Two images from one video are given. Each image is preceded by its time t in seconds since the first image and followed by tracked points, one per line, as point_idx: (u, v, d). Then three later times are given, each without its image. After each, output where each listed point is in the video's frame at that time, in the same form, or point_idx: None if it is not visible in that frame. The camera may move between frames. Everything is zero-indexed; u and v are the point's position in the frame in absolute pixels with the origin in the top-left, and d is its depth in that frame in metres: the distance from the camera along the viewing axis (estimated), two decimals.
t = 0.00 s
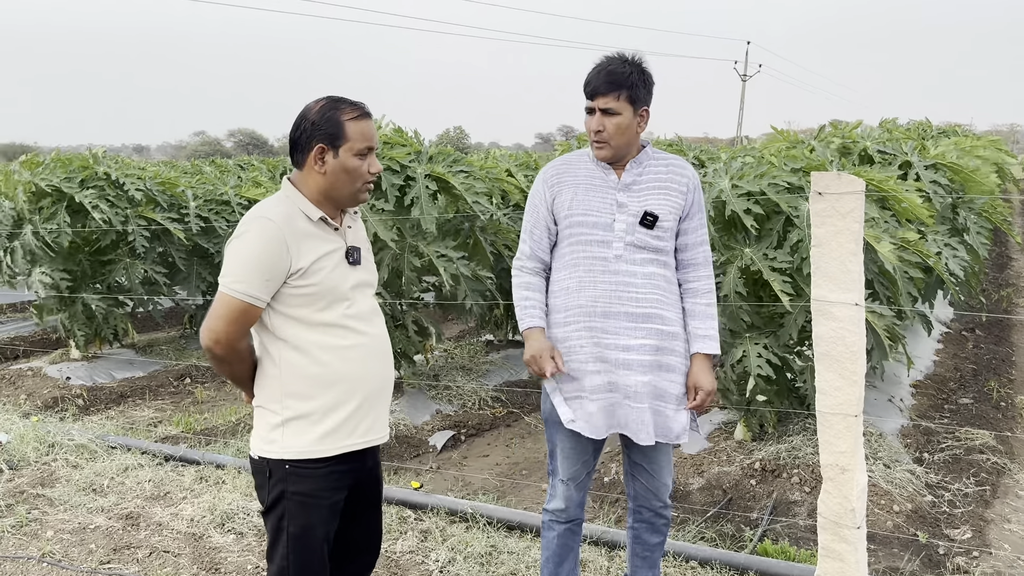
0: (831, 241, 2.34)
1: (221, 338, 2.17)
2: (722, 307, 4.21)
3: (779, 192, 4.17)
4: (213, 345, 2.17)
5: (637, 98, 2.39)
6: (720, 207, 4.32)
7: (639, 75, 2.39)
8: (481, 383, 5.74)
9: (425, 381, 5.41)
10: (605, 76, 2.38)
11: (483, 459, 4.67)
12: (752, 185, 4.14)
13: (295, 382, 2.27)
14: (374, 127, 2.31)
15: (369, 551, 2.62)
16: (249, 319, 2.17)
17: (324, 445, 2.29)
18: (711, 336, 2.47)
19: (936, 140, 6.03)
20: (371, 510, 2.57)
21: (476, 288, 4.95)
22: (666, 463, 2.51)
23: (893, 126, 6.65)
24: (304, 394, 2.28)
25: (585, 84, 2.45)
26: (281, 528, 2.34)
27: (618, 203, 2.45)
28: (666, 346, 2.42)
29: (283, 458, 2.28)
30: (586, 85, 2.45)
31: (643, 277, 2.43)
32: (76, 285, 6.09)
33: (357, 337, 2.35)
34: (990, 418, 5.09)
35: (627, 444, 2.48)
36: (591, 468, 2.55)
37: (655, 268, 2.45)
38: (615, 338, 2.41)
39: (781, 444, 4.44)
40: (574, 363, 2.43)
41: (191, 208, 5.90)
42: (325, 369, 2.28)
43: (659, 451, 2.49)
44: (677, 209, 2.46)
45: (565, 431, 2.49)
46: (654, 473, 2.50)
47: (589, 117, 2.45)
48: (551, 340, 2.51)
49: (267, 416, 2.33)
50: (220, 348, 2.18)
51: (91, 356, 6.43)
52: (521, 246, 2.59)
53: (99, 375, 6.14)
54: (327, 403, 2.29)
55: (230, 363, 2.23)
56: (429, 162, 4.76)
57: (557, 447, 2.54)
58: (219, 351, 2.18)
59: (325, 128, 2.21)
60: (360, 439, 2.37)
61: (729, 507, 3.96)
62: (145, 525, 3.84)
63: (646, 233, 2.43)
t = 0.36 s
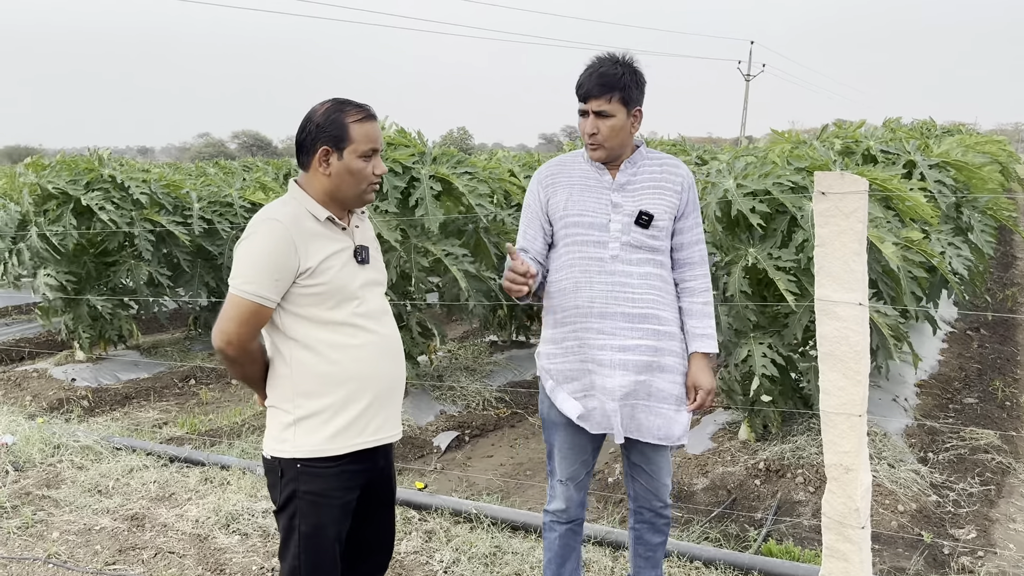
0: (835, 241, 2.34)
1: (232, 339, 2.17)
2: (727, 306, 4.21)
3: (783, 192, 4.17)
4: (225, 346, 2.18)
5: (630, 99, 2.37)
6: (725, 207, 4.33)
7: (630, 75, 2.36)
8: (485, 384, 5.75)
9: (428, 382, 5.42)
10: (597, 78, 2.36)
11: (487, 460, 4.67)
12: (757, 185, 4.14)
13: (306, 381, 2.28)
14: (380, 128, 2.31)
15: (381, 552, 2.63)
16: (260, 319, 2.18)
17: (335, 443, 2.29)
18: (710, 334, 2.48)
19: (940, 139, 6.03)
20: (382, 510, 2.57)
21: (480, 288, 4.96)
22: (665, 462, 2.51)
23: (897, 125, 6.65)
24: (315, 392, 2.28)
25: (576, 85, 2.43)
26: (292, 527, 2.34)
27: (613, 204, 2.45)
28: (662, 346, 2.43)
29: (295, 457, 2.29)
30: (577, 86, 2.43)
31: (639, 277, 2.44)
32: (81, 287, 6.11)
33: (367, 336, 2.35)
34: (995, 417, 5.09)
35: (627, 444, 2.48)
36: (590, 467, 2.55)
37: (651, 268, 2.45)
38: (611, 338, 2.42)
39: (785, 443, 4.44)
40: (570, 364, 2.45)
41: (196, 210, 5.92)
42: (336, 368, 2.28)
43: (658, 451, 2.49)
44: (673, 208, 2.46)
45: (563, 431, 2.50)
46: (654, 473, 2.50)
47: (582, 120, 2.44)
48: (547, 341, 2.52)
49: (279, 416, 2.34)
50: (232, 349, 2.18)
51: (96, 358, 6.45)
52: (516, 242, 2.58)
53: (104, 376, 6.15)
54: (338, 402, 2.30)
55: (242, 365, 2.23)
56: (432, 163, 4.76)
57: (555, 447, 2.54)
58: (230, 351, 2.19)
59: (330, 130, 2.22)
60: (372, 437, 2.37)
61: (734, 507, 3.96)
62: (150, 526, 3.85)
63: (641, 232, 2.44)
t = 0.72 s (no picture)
0: (838, 239, 2.34)
1: (237, 338, 2.18)
2: (731, 305, 4.20)
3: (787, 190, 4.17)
4: (229, 345, 2.19)
5: (628, 102, 2.38)
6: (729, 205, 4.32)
7: (629, 78, 2.37)
8: (488, 383, 5.75)
9: (432, 382, 5.42)
10: (596, 81, 2.35)
11: (491, 459, 4.68)
12: (762, 183, 4.11)
13: (312, 379, 2.29)
14: (382, 128, 2.32)
15: (385, 550, 2.63)
16: (264, 318, 2.18)
17: (342, 440, 2.30)
18: (700, 334, 2.48)
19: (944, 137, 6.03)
20: (386, 509, 2.58)
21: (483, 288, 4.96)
22: (662, 461, 2.51)
23: (901, 123, 6.63)
24: (320, 390, 2.29)
25: (575, 86, 2.44)
26: (298, 525, 2.35)
27: (607, 204, 2.46)
28: (656, 346, 2.43)
29: (301, 456, 2.29)
30: (575, 87, 2.43)
31: (634, 277, 2.44)
32: (85, 287, 6.12)
33: (371, 334, 2.35)
34: (999, 416, 5.08)
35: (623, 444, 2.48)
36: (587, 465, 2.55)
37: (646, 268, 2.46)
38: (605, 338, 2.42)
39: (788, 442, 4.44)
40: (564, 363, 2.46)
41: (199, 210, 5.93)
42: (340, 367, 2.29)
43: (655, 450, 2.49)
44: (667, 209, 2.47)
45: (558, 430, 2.51)
46: (651, 472, 2.50)
47: (579, 122, 2.44)
48: (541, 340, 2.53)
49: (284, 414, 2.35)
50: (237, 348, 2.19)
51: (100, 359, 6.46)
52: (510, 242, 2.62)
53: (108, 377, 6.17)
54: (344, 399, 2.30)
55: (247, 364, 2.24)
56: (435, 163, 4.77)
57: (551, 447, 2.55)
58: (236, 351, 2.20)
59: (333, 131, 2.22)
60: (377, 435, 2.37)
61: (738, 506, 3.96)
62: (155, 526, 3.86)
63: (635, 233, 2.44)
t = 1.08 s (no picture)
0: (840, 236, 2.34)
1: (240, 338, 2.18)
2: (733, 302, 4.20)
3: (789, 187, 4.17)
4: (233, 344, 2.19)
5: (618, 102, 2.38)
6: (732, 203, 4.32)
7: (620, 78, 2.38)
8: (492, 381, 5.76)
9: (435, 380, 5.43)
10: (587, 81, 2.36)
11: (495, 457, 4.69)
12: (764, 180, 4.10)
13: (314, 377, 2.29)
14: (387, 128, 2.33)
15: (385, 545, 2.64)
16: (267, 317, 2.19)
17: (342, 438, 2.30)
18: (690, 332, 2.49)
19: (948, 133, 6.02)
20: (385, 506, 2.58)
21: (486, 286, 4.97)
22: (655, 458, 2.51)
23: (905, 120, 6.63)
24: (322, 388, 2.30)
25: (566, 86, 2.44)
26: (299, 522, 2.36)
27: (597, 203, 2.46)
28: (646, 344, 2.44)
29: (302, 453, 2.30)
30: (566, 87, 2.44)
31: (623, 275, 2.44)
32: (89, 286, 6.14)
33: (371, 334, 2.35)
34: (1003, 412, 5.08)
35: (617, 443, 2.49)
36: (582, 462, 2.57)
37: (635, 266, 2.46)
38: (596, 336, 2.43)
39: (791, 439, 4.44)
40: (555, 360, 2.46)
41: (203, 209, 5.95)
42: (342, 366, 2.30)
43: (648, 448, 2.49)
44: (656, 207, 2.48)
45: (551, 429, 2.51)
46: (644, 469, 2.50)
47: (569, 122, 2.44)
48: (532, 338, 2.53)
49: (285, 412, 2.35)
50: (239, 346, 2.19)
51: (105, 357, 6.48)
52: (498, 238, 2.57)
53: (113, 376, 6.19)
54: (346, 397, 2.31)
55: (250, 363, 2.25)
56: (438, 161, 4.78)
57: (544, 446, 2.56)
58: (238, 350, 2.20)
59: (346, 132, 2.21)
60: (378, 433, 2.38)
61: (741, 503, 3.97)
62: (160, 524, 3.87)
63: (625, 231, 2.45)
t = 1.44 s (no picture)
0: (842, 229, 2.34)
1: (243, 333, 2.19)
2: (740, 295, 4.22)
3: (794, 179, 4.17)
4: (236, 339, 2.19)
5: (613, 96, 2.38)
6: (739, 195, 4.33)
7: (615, 73, 2.37)
8: (495, 375, 5.77)
9: (439, 374, 5.44)
10: (582, 75, 2.35)
11: (498, 451, 4.70)
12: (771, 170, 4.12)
13: (316, 372, 2.30)
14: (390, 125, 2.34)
15: (385, 537, 2.66)
16: (270, 313, 2.20)
17: (345, 432, 2.32)
18: (680, 326, 2.51)
19: (951, 126, 6.01)
20: (385, 498, 2.59)
21: (489, 281, 4.98)
22: (652, 450, 2.52)
23: (908, 113, 6.61)
24: (324, 383, 2.31)
25: (561, 80, 2.44)
26: (302, 515, 2.36)
27: (593, 197, 2.47)
28: (642, 337, 2.45)
29: (305, 447, 2.31)
30: (561, 80, 2.44)
31: (619, 269, 2.45)
32: (93, 282, 6.16)
33: (372, 329, 2.36)
34: (1006, 405, 5.09)
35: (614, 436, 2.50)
36: (581, 455, 2.57)
37: (630, 260, 2.47)
38: (593, 330, 2.43)
39: (794, 432, 4.44)
40: (552, 354, 2.46)
41: (206, 205, 5.96)
42: (344, 360, 2.31)
43: (644, 441, 2.50)
44: (650, 202, 2.49)
45: (547, 423, 2.52)
46: (641, 462, 2.51)
47: (564, 115, 2.44)
48: (528, 333, 2.53)
49: (287, 407, 2.36)
50: (243, 342, 2.20)
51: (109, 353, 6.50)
52: (497, 230, 2.55)
53: (117, 371, 6.21)
54: (348, 392, 2.32)
55: (253, 358, 2.25)
56: (440, 156, 4.78)
57: (542, 440, 2.56)
58: (241, 345, 2.21)
59: (349, 129, 2.22)
60: (379, 427, 2.39)
61: (744, 496, 3.98)
62: (165, 519, 3.89)
63: (621, 225, 2.45)
